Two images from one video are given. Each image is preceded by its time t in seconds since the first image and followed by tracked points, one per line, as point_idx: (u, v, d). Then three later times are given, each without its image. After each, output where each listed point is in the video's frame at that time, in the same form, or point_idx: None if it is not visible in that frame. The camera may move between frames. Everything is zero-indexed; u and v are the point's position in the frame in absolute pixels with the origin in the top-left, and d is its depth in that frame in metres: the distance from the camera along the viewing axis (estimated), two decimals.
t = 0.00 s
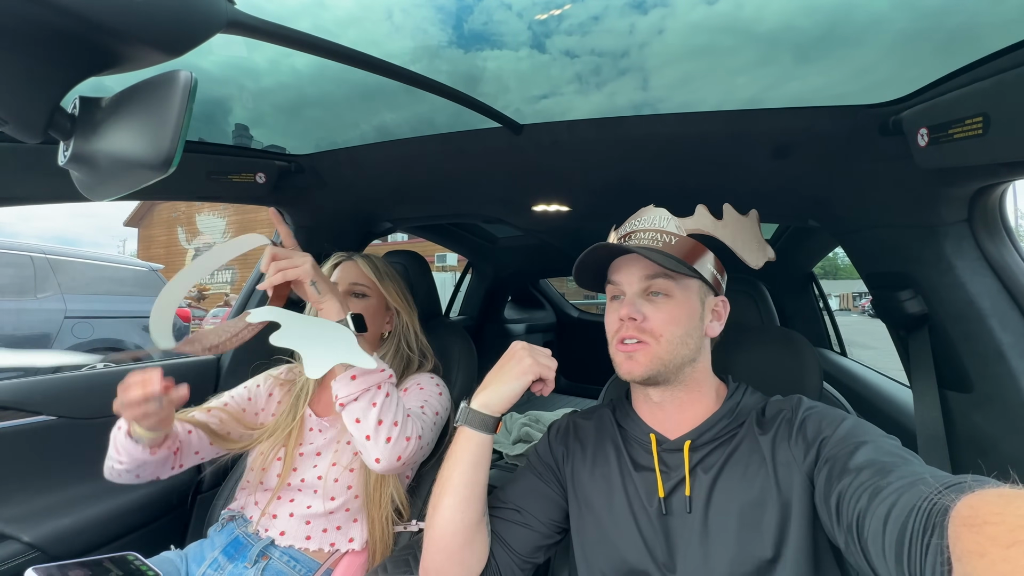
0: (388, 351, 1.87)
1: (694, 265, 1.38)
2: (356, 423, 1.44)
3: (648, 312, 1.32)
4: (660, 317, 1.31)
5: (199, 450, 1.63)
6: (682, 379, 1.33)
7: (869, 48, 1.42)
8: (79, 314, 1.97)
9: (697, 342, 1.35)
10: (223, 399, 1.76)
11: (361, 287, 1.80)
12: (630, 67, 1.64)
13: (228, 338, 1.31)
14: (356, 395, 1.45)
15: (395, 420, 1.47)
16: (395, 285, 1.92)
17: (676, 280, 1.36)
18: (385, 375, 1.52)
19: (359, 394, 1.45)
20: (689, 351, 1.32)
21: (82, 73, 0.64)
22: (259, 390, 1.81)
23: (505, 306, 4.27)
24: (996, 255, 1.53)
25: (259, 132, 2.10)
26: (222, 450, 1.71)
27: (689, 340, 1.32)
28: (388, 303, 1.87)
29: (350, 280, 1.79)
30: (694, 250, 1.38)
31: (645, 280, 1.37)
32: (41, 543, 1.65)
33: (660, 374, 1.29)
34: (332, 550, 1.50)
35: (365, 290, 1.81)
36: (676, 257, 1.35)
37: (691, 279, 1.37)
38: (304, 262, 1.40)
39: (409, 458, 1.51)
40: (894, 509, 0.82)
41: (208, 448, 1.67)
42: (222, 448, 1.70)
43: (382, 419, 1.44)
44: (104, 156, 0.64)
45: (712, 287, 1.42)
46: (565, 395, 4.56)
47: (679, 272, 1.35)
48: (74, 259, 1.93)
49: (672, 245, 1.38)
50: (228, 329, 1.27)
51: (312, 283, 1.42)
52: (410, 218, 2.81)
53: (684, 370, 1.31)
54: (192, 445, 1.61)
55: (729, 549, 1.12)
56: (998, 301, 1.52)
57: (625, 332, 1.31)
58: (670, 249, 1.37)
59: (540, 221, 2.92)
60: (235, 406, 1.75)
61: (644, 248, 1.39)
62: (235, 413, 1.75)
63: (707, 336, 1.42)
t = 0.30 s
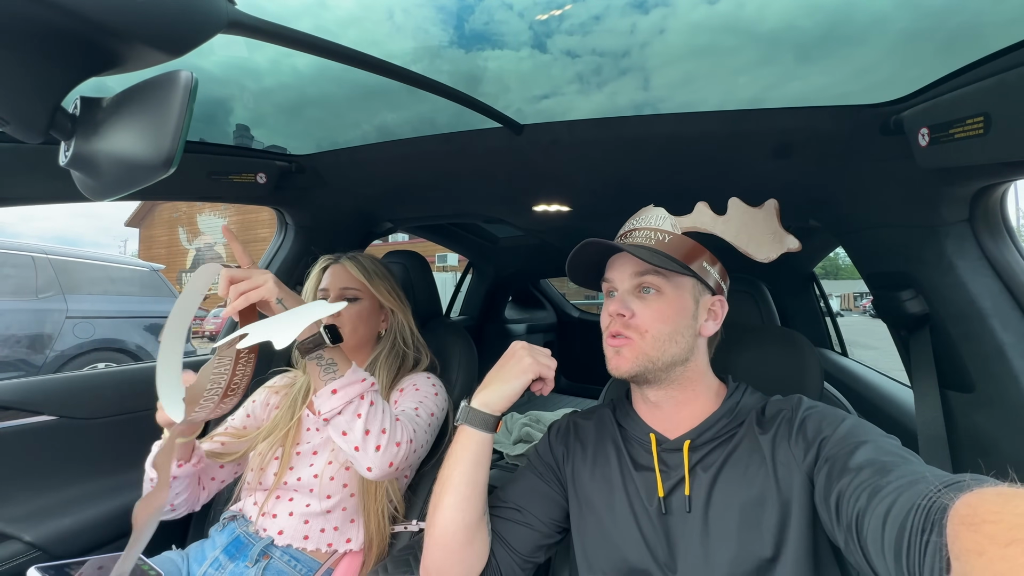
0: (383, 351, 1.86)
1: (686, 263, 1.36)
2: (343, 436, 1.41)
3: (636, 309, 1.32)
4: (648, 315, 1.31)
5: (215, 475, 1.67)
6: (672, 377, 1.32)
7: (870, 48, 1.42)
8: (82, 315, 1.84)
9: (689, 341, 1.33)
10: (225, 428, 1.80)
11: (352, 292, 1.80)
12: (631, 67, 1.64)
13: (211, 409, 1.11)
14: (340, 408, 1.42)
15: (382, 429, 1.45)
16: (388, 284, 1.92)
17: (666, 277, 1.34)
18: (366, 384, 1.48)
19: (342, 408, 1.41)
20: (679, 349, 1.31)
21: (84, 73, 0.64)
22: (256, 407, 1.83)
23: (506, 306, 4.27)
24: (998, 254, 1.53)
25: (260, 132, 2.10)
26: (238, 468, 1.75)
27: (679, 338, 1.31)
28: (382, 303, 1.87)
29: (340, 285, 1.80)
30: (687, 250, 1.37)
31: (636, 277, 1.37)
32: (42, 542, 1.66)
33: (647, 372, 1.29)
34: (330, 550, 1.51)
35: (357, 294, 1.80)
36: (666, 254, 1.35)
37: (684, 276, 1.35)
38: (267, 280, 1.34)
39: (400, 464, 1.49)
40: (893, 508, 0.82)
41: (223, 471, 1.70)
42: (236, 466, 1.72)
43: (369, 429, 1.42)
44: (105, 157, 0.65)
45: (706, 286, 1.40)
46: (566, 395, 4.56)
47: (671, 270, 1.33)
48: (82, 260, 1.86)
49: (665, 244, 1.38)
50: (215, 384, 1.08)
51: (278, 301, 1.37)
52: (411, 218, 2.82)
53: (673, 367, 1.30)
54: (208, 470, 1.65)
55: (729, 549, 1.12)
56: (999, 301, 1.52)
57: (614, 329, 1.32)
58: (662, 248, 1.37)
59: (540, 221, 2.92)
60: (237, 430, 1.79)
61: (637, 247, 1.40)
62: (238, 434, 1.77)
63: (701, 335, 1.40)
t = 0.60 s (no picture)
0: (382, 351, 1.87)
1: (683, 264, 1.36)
2: (342, 435, 1.41)
3: (633, 313, 1.32)
4: (645, 319, 1.31)
5: (213, 472, 1.67)
6: (671, 380, 1.32)
7: (871, 48, 1.42)
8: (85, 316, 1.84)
9: (687, 343, 1.33)
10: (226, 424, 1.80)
11: (346, 293, 1.80)
12: (632, 67, 1.64)
13: (214, 400, 1.18)
14: (340, 407, 1.42)
15: (382, 430, 1.45)
16: (384, 281, 1.93)
17: (662, 280, 1.34)
18: (367, 385, 1.49)
19: (341, 406, 1.42)
20: (677, 352, 1.30)
21: (84, 74, 0.65)
22: (257, 404, 1.84)
23: (507, 306, 4.27)
24: (998, 255, 1.53)
25: (261, 133, 2.11)
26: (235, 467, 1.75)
27: (677, 341, 1.31)
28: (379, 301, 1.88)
29: (336, 286, 1.80)
30: (684, 252, 1.37)
31: (631, 280, 1.37)
32: (43, 543, 1.68)
33: (645, 376, 1.28)
34: (331, 550, 1.51)
35: (353, 294, 1.81)
36: (661, 256, 1.35)
37: (680, 278, 1.35)
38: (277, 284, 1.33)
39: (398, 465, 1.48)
40: (894, 510, 0.82)
41: (221, 469, 1.70)
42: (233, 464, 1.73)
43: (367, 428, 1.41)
44: (105, 158, 0.65)
45: (702, 286, 1.39)
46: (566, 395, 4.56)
47: (666, 272, 1.33)
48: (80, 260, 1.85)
49: (660, 245, 1.38)
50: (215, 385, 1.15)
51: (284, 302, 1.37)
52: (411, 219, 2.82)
53: (671, 370, 1.30)
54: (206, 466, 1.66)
55: (729, 549, 1.12)
56: (999, 301, 1.52)
57: (611, 335, 1.32)
58: (659, 250, 1.37)
59: (541, 222, 2.92)
60: (237, 427, 1.78)
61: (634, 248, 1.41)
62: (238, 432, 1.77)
63: (700, 337, 1.39)
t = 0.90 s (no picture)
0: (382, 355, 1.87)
1: (673, 268, 1.35)
2: (355, 400, 1.47)
3: (622, 320, 1.32)
4: (635, 325, 1.30)
5: (207, 437, 1.71)
6: (665, 384, 1.32)
7: (872, 47, 1.42)
8: (85, 316, 1.87)
9: (680, 346, 1.32)
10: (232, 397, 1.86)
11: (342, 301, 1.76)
12: (633, 68, 1.64)
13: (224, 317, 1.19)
14: (356, 372, 1.49)
15: (393, 401, 1.49)
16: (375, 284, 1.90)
17: (652, 285, 1.33)
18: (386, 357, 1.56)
19: (358, 372, 1.49)
20: (670, 357, 1.30)
21: (84, 74, 0.65)
22: (264, 387, 1.87)
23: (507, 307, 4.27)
24: (998, 255, 1.52)
25: (262, 134, 2.11)
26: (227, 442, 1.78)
27: (669, 346, 1.30)
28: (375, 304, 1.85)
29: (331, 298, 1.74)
30: (676, 255, 1.36)
31: (620, 286, 1.36)
32: (44, 544, 1.67)
33: (639, 383, 1.29)
34: (332, 549, 1.51)
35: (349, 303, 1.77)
36: (649, 262, 1.34)
37: (669, 282, 1.34)
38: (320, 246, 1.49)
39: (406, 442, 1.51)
40: (893, 510, 0.82)
41: (214, 436, 1.74)
42: (228, 438, 1.76)
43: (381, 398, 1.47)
44: (103, 158, 0.65)
45: (694, 288, 1.38)
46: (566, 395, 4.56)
47: (655, 277, 1.32)
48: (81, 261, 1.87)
49: (648, 249, 1.37)
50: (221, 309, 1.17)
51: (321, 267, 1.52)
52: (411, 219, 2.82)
53: (664, 376, 1.30)
54: (200, 429, 1.70)
55: (729, 549, 1.12)
56: (1000, 302, 1.52)
57: (602, 342, 1.32)
58: (648, 254, 1.36)
59: (541, 222, 2.92)
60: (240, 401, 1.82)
61: (622, 253, 1.40)
62: (241, 406, 1.80)
63: (693, 339, 1.38)
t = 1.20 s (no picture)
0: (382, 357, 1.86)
1: (674, 270, 1.35)
2: (371, 354, 1.62)
3: (624, 323, 1.31)
4: (637, 328, 1.30)
5: (213, 401, 1.84)
6: (667, 387, 1.32)
7: (873, 48, 1.42)
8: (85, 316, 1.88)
9: (682, 349, 1.32)
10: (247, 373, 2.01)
11: (339, 318, 1.75)
12: (634, 68, 1.64)
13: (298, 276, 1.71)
14: (375, 332, 1.66)
15: (404, 361, 1.64)
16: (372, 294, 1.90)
17: (653, 287, 1.33)
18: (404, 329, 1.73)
19: (378, 329, 1.66)
20: (672, 359, 1.30)
21: (83, 75, 0.65)
22: (272, 373, 2.00)
23: (507, 307, 4.27)
24: (998, 256, 1.53)
25: (262, 134, 2.11)
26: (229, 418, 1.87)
27: (670, 348, 1.30)
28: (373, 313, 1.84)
29: (325, 314, 1.73)
30: (676, 257, 1.36)
31: (621, 288, 1.36)
32: (42, 544, 1.69)
33: (641, 385, 1.29)
34: (333, 548, 1.51)
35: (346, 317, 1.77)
36: (650, 264, 1.34)
37: (670, 284, 1.34)
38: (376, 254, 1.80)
39: (414, 402, 1.60)
40: (892, 511, 0.82)
41: (220, 406, 1.86)
42: (229, 414, 1.85)
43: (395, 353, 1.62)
44: (104, 159, 0.65)
45: (695, 290, 1.38)
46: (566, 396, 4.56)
47: (656, 280, 1.32)
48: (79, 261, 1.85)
49: (649, 251, 1.37)
50: (282, 261, 1.70)
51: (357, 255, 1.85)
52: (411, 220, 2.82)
53: (666, 378, 1.30)
54: (209, 393, 1.84)
55: (728, 550, 1.12)
56: (999, 303, 1.52)
57: (604, 345, 1.32)
58: (649, 256, 1.36)
59: (541, 223, 2.93)
60: (250, 380, 1.95)
61: (623, 255, 1.40)
62: (250, 384, 1.92)
63: (695, 341, 1.38)
